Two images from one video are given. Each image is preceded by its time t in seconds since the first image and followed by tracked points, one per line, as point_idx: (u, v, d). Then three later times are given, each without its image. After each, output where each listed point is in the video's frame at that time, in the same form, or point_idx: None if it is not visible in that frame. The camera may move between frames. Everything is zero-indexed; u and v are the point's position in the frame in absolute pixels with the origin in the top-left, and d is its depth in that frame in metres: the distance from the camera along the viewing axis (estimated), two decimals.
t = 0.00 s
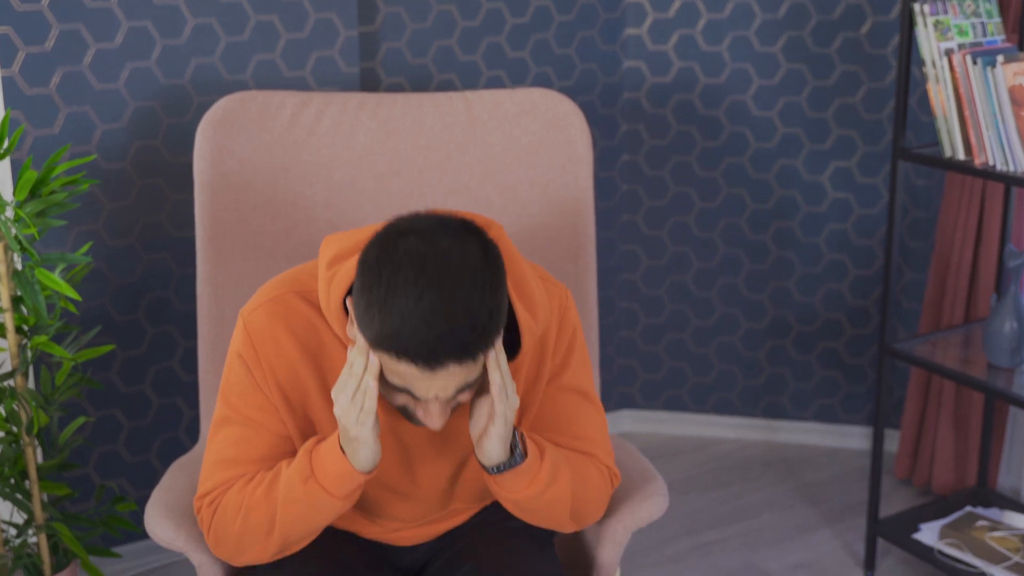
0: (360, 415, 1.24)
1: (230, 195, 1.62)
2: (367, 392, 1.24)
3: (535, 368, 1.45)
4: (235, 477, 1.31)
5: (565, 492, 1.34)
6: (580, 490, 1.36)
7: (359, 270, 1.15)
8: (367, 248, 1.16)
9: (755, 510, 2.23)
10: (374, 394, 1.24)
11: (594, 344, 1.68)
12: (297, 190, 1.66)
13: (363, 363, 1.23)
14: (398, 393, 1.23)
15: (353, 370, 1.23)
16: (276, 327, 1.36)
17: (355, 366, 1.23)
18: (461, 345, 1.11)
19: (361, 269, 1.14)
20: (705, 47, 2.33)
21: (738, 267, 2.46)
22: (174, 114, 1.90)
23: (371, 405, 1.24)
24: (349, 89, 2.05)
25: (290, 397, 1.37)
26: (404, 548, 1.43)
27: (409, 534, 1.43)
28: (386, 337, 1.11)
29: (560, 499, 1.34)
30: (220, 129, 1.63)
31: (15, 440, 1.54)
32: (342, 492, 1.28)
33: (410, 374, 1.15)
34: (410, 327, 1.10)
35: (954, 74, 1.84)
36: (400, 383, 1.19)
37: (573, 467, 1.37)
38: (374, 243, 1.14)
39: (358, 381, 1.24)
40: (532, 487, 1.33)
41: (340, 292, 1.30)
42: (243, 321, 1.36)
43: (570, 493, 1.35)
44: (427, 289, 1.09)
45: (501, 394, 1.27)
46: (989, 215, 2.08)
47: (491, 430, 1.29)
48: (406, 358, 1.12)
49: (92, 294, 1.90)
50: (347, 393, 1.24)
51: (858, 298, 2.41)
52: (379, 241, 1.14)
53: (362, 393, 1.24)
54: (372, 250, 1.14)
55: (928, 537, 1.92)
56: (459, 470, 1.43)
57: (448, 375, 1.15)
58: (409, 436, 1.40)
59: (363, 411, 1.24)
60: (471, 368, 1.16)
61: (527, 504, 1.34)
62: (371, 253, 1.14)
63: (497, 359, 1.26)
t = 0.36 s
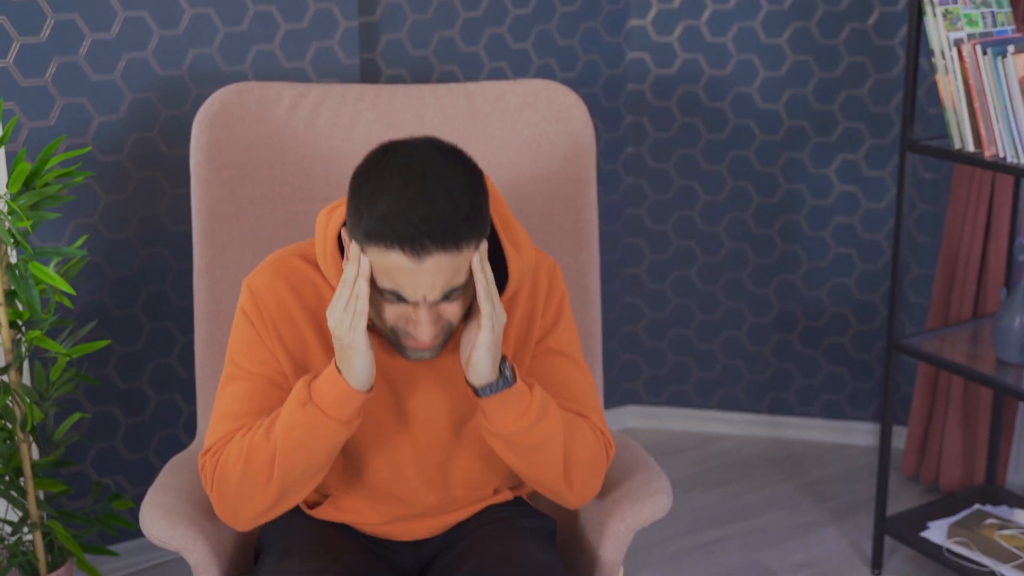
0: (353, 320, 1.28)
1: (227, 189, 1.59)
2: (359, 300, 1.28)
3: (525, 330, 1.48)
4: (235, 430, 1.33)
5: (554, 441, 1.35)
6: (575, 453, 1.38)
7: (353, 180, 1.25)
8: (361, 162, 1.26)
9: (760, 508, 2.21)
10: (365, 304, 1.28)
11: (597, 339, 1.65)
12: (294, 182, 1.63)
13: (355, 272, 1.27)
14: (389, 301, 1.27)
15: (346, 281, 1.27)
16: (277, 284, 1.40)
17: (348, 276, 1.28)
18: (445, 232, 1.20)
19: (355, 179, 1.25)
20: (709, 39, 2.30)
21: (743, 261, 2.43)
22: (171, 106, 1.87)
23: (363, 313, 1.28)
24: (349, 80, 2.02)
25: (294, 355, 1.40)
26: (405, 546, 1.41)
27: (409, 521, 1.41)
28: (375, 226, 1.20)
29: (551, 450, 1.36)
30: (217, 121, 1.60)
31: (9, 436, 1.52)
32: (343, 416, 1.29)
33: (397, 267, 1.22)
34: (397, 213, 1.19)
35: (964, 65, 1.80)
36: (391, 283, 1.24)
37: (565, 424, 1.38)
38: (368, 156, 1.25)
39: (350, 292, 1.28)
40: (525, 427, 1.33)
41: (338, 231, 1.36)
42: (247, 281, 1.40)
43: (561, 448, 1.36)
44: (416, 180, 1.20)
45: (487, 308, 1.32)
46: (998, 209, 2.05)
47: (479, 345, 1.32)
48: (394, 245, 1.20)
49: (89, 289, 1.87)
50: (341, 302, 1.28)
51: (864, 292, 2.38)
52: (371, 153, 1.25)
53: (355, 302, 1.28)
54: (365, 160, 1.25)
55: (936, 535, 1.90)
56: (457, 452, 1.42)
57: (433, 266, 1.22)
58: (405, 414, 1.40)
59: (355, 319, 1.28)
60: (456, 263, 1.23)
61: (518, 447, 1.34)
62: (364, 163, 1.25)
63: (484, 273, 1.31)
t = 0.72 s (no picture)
0: (348, 238, 1.30)
1: (225, 184, 1.57)
2: (353, 219, 1.29)
3: (522, 281, 1.48)
4: (235, 369, 1.36)
5: (551, 371, 1.37)
6: (571, 392, 1.40)
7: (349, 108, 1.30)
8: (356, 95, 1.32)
9: (766, 506, 2.18)
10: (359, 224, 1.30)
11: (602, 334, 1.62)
12: (294, 177, 1.61)
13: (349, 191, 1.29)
14: (382, 219, 1.29)
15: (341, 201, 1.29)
16: (280, 233, 1.42)
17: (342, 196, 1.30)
18: (433, 138, 1.24)
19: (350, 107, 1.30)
20: (715, 32, 2.27)
21: (749, 257, 2.40)
22: (169, 99, 1.84)
23: (358, 231, 1.30)
24: (350, 73, 1.99)
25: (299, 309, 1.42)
26: (410, 529, 1.40)
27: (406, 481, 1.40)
28: (365, 134, 1.24)
29: (547, 381, 1.37)
30: (215, 114, 1.58)
31: (4, 434, 1.50)
32: (341, 337, 1.30)
33: (388, 176, 1.25)
34: (388, 121, 1.24)
35: (975, 58, 1.77)
36: (382, 195, 1.26)
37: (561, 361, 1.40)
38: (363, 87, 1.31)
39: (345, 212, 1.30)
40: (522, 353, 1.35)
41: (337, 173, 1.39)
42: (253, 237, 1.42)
43: (557, 382, 1.38)
44: (404, 93, 1.25)
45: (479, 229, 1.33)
46: (1009, 205, 2.02)
47: (471, 264, 1.32)
48: (383, 150, 1.24)
49: (88, 286, 1.85)
50: (337, 221, 1.30)
51: (872, 288, 2.35)
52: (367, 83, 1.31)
53: (349, 220, 1.30)
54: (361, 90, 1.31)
55: (945, 535, 1.87)
56: (453, 404, 1.41)
57: (421, 172, 1.25)
58: (400, 367, 1.40)
59: (350, 237, 1.30)
60: (444, 170, 1.26)
61: (516, 375, 1.35)
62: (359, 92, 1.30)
63: (475, 193, 1.31)
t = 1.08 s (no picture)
0: (343, 193, 1.33)
1: (223, 180, 1.55)
2: (349, 174, 1.33)
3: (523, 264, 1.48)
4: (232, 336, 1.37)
5: (552, 323, 1.36)
6: (575, 354, 1.40)
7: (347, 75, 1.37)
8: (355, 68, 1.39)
9: (771, 506, 2.16)
10: (354, 180, 1.33)
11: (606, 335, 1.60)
12: (293, 172, 1.59)
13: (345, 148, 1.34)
14: (378, 171, 1.32)
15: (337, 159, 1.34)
16: (283, 218, 1.45)
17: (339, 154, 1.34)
18: (424, 82, 1.29)
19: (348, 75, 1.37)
20: (721, 26, 2.24)
21: (755, 254, 2.37)
22: (167, 94, 1.82)
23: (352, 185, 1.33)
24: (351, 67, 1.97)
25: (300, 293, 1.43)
26: (411, 527, 1.37)
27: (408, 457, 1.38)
28: (360, 84, 1.30)
29: (551, 335, 1.36)
30: (214, 109, 1.56)
31: None
32: (337, 292, 1.32)
33: (382, 121, 1.30)
34: (381, 70, 1.30)
35: (985, 52, 1.74)
36: (377, 144, 1.31)
37: (564, 320, 1.40)
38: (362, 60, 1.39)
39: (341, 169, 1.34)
40: (523, 304, 1.35)
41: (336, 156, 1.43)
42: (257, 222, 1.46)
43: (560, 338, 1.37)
44: (398, 50, 1.33)
45: (475, 183, 1.35)
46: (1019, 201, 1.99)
47: (469, 215, 1.35)
48: (376, 98, 1.29)
49: (86, 283, 1.83)
50: (332, 178, 1.34)
51: (879, 286, 2.32)
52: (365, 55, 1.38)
53: (344, 175, 1.33)
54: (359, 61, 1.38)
55: (953, 536, 1.85)
56: (453, 374, 1.41)
57: (414, 117, 1.29)
58: (399, 347, 1.40)
59: (345, 192, 1.33)
60: (436, 116, 1.31)
61: (515, 325, 1.35)
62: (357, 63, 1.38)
63: (469, 147, 1.35)
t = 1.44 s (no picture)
0: (344, 178, 1.34)
1: (222, 179, 1.53)
2: (349, 161, 1.34)
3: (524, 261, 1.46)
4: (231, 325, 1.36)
5: (554, 304, 1.35)
6: (577, 338, 1.38)
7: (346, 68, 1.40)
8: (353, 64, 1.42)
9: (778, 509, 2.14)
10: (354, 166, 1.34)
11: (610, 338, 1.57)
12: (293, 172, 1.57)
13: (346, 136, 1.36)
14: (378, 156, 1.34)
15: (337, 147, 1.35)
16: (287, 217, 1.44)
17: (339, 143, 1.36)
18: (423, 67, 1.32)
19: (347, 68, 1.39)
20: (727, 23, 2.21)
21: (761, 253, 2.35)
22: (167, 92, 1.80)
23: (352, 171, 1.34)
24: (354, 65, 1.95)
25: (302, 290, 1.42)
26: (410, 528, 1.36)
27: (409, 449, 1.36)
28: (361, 71, 1.33)
29: (552, 316, 1.35)
30: (212, 108, 1.54)
31: None
32: (335, 275, 1.31)
33: (382, 105, 1.32)
34: (381, 56, 1.33)
35: (995, 49, 1.71)
36: (377, 128, 1.33)
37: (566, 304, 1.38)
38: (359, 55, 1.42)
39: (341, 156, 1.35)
40: (522, 282, 1.34)
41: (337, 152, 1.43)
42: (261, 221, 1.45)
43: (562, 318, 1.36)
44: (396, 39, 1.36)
45: (473, 167, 1.37)
46: None
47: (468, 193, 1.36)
48: (377, 83, 1.32)
49: (85, 283, 1.81)
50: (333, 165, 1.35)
51: (887, 286, 2.30)
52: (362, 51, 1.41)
53: (344, 161, 1.35)
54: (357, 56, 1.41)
55: (961, 540, 1.82)
56: (454, 364, 1.39)
57: (414, 100, 1.32)
58: (400, 339, 1.38)
59: (345, 178, 1.34)
60: (435, 100, 1.33)
61: (517, 304, 1.34)
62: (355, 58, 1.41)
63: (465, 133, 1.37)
